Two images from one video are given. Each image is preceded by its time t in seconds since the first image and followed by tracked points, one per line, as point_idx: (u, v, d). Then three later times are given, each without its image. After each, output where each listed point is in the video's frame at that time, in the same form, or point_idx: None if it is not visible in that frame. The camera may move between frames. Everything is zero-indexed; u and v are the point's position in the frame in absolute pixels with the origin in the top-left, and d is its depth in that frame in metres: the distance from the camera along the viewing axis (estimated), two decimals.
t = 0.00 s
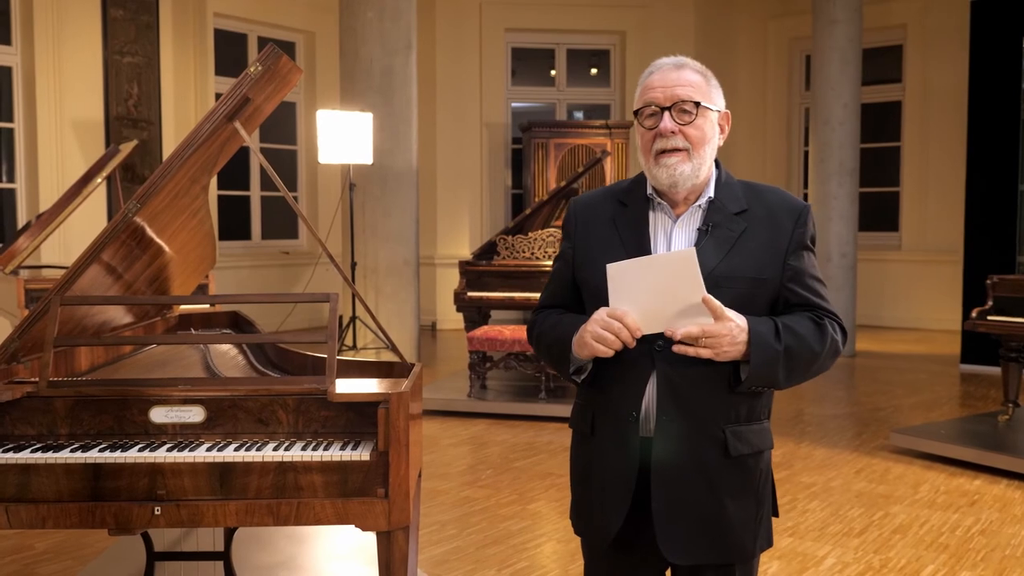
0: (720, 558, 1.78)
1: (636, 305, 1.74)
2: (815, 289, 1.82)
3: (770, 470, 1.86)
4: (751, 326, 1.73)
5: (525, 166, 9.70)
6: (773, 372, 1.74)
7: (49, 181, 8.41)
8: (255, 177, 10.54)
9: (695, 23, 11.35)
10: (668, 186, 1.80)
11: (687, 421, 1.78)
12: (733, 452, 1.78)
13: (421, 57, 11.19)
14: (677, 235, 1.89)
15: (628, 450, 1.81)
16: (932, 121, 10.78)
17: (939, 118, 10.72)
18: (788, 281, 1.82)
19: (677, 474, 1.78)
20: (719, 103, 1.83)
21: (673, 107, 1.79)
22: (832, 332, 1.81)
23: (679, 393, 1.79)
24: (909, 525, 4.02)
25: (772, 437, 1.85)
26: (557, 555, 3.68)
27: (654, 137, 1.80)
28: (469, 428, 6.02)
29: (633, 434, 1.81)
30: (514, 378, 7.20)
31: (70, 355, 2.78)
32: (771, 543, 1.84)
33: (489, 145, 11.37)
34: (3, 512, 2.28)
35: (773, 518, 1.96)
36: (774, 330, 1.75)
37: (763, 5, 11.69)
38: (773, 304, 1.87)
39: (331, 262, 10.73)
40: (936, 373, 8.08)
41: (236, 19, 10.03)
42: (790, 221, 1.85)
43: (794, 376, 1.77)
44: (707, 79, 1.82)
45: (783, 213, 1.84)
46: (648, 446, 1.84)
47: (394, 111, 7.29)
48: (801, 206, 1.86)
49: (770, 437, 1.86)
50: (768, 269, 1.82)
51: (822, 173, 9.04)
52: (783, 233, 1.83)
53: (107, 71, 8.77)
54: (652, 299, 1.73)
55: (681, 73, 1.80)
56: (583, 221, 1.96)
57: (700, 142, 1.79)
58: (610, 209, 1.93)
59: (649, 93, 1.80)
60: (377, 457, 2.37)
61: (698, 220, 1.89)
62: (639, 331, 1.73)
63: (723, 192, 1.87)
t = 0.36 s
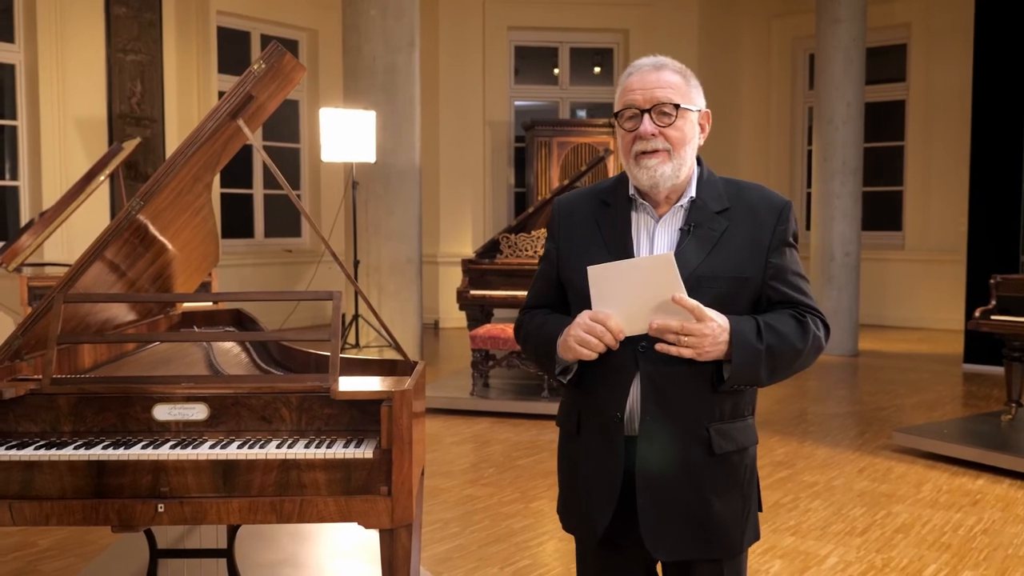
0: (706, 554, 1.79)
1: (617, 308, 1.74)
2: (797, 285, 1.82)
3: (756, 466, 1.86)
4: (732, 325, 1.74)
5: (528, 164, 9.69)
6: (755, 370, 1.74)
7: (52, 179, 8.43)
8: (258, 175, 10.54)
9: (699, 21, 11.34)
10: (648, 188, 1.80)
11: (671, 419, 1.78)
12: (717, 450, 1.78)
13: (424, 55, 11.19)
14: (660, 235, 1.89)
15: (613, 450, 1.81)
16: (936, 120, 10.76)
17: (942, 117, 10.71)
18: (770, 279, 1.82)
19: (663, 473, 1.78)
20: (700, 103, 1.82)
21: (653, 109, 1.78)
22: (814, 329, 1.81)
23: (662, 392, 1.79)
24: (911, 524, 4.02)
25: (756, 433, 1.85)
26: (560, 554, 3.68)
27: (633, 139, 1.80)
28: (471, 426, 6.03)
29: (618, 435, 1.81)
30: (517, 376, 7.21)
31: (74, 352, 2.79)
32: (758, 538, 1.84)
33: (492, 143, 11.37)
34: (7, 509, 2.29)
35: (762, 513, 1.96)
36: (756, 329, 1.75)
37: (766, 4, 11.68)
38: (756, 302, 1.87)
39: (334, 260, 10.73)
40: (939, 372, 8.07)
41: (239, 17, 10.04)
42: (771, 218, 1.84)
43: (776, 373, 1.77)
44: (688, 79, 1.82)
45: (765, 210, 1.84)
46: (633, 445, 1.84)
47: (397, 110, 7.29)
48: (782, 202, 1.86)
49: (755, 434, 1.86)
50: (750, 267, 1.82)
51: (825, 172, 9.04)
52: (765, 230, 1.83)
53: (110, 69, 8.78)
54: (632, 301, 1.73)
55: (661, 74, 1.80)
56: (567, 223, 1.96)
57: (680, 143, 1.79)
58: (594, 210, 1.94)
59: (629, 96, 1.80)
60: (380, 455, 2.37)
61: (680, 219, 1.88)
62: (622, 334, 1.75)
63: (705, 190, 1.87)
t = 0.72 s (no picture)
0: (695, 552, 1.78)
1: (602, 308, 1.74)
2: (784, 285, 1.81)
3: (746, 464, 1.86)
4: (717, 322, 1.74)
5: (533, 163, 9.68)
6: (741, 368, 1.74)
7: (59, 178, 8.45)
8: (263, 174, 10.55)
9: (704, 20, 11.32)
10: (636, 190, 1.80)
11: (658, 418, 1.78)
12: (704, 448, 1.77)
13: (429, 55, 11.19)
14: (647, 236, 1.89)
15: (601, 448, 1.81)
16: (942, 118, 10.73)
17: (949, 115, 10.67)
18: (757, 278, 1.82)
19: (650, 471, 1.78)
20: (688, 105, 1.82)
21: (641, 112, 1.78)
22: (801, 328, 1.80)
23: (648, 390, 1.79)
24: (918, 524, 4.00)
25: (744, 432, 1.84)
26: (565, 553, 3.67)
27: (621, 142, 1.80)
28: (476, 425, 6.03)
29: (605, 432, 1.81)
30: (522, 375, 7.20)
31: (80, 351, 2.79)
32: (749, 537, 1.83)
33: (497, 142, 11.38)
34: (13, 508, 2.29)
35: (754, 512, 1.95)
36: (742, 327, 1.75)
37: (771, 3, 11.66)
38: (743, 301, 1.86)
39: (340, 259, 10.74)
40: (946, 371, 8.06)
41: (244, 16, 10.05)
42: (759, 218, 1.84)
43: (763, 372, 1.77)
44: (675, 81, 1.81)
45: (752, 210, 1.83)
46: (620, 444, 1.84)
47: (402, 109, 7.29)
48: (770, 203, 1.85)
49: (744, 433, 1.86)
50: (736, 267, 1.82)
51: (831, 171, 9.03)
52: (752, 229, 1.83)
53: (116, 68, 8.80)
54: (615, 300, 1.72)
55: (649, 77, 1.79)
56: (556, 224, 1.96)
57: (668, 146, 1.79)
58: (582, 211, 1.94)
59: (616, 98, 1.80)
60: (385, 454, 2.37)
61: (668, 220, 1.88)
62: (610, 332, 1.75)
63: (692, 190, 1.86)
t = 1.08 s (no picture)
0: (691, 550, 1.78)
1: (595, 307, 1.74)
2: (777, 283, 1.81)
3: (742, 463, 1.85)
4: (711, 322, 1.74)
5: (538, 162, 9.67)
6: (735, 366, 1.74)
7: (65, 179, 8.46)
8: (269, 175, 10.57)
9: (709, 18, 11.30)
10: (633, 187, 1.80)
11: (653, 417, 1.78)
12: (699, 446, 1.77)
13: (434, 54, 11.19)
14: (641, 235, 1.88)
15: (596, 447, 1.81)
16: (948, 116, 10.70)
17: (955, 113, 10.64)
18: (749, 276, 1.81)
19: (646, 470, 1.78)
20: (689, 108, 1.83)
21: (646, 108, 1.78)
22: (794, 326, 1.80)
23: (643, 389, 1.79)
24: (925, 523, 3.99)
25: (740, 430, 1.84)
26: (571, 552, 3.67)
27: (623, 135, 1.79)
28: (482, 425, 6.03)
29: (600, 432, 1.81)
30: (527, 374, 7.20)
31: (86, 351, 2.80)
32: (746, 535, 1.82)
33: (502, 141, 11.37)
34: (20, 509, 2.30)
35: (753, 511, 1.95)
36: (735, 325, 1.75)
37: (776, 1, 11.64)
38: (737, 299, 1.86)
39: (345, 259, 10.75)
40: (952, 370, 8.03)
41: (249, 17, 10.07)
42: (751, 217, 1.83)
43: (757, 370, 1.77)
44: (680, 81, 1.82)
45: (744, 209, 1.83)
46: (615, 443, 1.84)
47: (407, 109, 7.30)
48: (762, 201, 1.85)
49: (739, 431, 1.85)
50: (729, 265, 1.82)
51: (836, 169, 9.00)
52: (744, 228, 1.83)
53: (122, 69, 8.81)
54: (609, 298, 1.72)
55: (655, 74, 1.79)
56: (551, 224, 1.96)
57: (668, 145, 1.78)
58: (576, 212, 1.93)
59: (622, 91, 1.79)
60: (390, 454, 2.37)
61: (661, 218, 1.87)
62: (603, 331, 1.75)
63: (685, 189, 1.86)
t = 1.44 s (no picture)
0: (694, 551, 1.78)
1: (600, 306, 1.74)
2: (779, 285, 1.81)
3: (745, 464, 1.85)
4: (715, 322, 1.73)
5: (543, 165, 9.67)
6: (739, 367, 1.74)
7: (70, 183, 8.49)
8: (274, 178, 10.59)
9: (713, 20, 11.29)
10: (643, 185, 1.78)
11: (656, 418, 1.78)
12: (703, 447, 1.77)
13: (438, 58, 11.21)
14: (645, 237, 1.88)
15: (600, 448, 1.81)
16: (953, 116, 10.67)
17: (960, 114, 10.62)
18: (752, 278, 1.81)
19: (650, 471, 1.77)
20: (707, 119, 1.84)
21: (669, 112, 1.78)
22: (797, 328, 1.80)
23: (646, 389, 1.79)
24: (931, 525, 3.98)
25: (744, 431, 1.84)
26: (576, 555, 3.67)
27: (643, 135, 1.78)
28: (487, 428, 6.03)
29: (604, 433, 1.81)
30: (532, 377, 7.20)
31: (90, 355, 2.81)
32: (750, 536, 1.82)
33: (507, 143, 11.37)
34: (24, 512, 2.30)
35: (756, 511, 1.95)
36: (739, 326, 1.75)
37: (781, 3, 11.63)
38: (739, 301, 1.86)
39: (350, 262, 10.75)
40: (958, 371, 8.00)
41: (254, 21, 10.09)
42: (753, 220, 1.84)
43: (761, 371, 1.77)
44: (702, 92, 1.83)
45: (746, 211, 1.83)
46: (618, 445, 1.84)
47: (411, 112, 7.31)
48: (764, 203, 1.85)
49: (743, 432, 1.85)
50: (733, 266, 1.81)
51: (841, 170, 8.99)
52: (747, 230, 1.83)
53: (127, 73, 8.84)
54: (613, 298, 1.72)
55: (682, 80, 1.80)
56: (553, 225, 1.95)
57: (684, 152, 1.79)
58: (579, 212, 1.93)
59: (648, 90, 1.79)
60: (395, 457, 2.37)
61: (664, 219, 1.87)
62: (607, 331, 1.74)
63: (689, 192, 1.86)
